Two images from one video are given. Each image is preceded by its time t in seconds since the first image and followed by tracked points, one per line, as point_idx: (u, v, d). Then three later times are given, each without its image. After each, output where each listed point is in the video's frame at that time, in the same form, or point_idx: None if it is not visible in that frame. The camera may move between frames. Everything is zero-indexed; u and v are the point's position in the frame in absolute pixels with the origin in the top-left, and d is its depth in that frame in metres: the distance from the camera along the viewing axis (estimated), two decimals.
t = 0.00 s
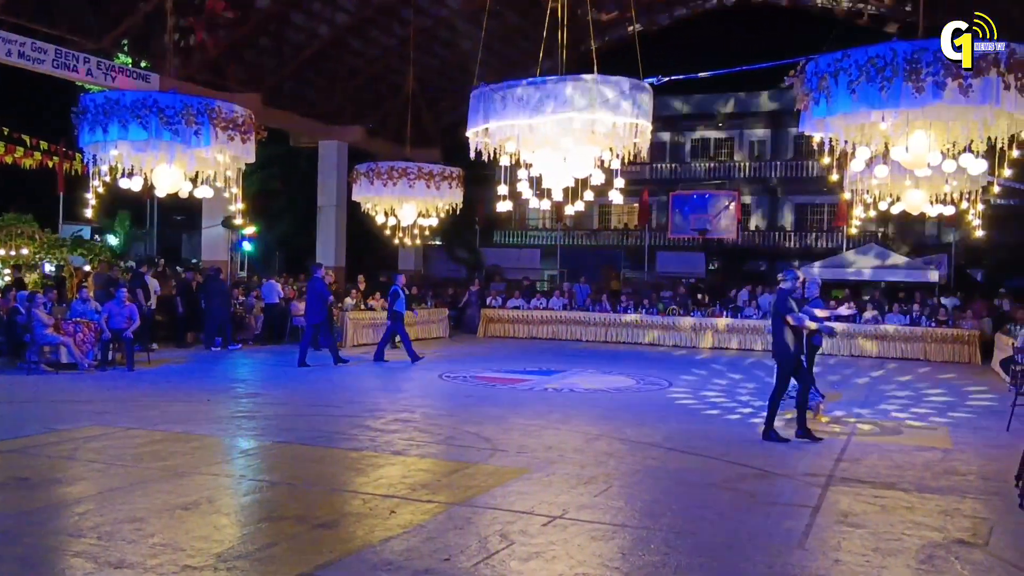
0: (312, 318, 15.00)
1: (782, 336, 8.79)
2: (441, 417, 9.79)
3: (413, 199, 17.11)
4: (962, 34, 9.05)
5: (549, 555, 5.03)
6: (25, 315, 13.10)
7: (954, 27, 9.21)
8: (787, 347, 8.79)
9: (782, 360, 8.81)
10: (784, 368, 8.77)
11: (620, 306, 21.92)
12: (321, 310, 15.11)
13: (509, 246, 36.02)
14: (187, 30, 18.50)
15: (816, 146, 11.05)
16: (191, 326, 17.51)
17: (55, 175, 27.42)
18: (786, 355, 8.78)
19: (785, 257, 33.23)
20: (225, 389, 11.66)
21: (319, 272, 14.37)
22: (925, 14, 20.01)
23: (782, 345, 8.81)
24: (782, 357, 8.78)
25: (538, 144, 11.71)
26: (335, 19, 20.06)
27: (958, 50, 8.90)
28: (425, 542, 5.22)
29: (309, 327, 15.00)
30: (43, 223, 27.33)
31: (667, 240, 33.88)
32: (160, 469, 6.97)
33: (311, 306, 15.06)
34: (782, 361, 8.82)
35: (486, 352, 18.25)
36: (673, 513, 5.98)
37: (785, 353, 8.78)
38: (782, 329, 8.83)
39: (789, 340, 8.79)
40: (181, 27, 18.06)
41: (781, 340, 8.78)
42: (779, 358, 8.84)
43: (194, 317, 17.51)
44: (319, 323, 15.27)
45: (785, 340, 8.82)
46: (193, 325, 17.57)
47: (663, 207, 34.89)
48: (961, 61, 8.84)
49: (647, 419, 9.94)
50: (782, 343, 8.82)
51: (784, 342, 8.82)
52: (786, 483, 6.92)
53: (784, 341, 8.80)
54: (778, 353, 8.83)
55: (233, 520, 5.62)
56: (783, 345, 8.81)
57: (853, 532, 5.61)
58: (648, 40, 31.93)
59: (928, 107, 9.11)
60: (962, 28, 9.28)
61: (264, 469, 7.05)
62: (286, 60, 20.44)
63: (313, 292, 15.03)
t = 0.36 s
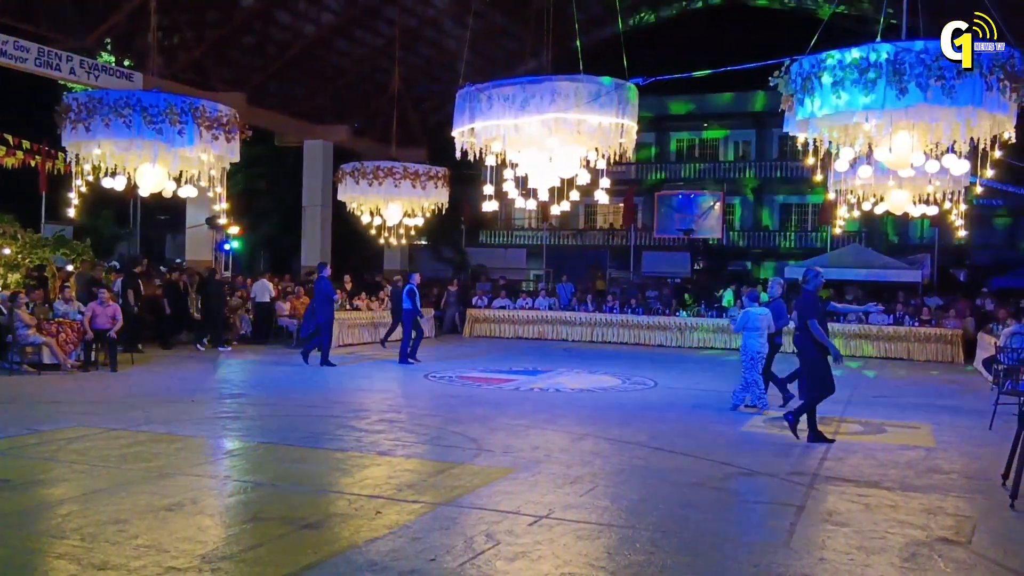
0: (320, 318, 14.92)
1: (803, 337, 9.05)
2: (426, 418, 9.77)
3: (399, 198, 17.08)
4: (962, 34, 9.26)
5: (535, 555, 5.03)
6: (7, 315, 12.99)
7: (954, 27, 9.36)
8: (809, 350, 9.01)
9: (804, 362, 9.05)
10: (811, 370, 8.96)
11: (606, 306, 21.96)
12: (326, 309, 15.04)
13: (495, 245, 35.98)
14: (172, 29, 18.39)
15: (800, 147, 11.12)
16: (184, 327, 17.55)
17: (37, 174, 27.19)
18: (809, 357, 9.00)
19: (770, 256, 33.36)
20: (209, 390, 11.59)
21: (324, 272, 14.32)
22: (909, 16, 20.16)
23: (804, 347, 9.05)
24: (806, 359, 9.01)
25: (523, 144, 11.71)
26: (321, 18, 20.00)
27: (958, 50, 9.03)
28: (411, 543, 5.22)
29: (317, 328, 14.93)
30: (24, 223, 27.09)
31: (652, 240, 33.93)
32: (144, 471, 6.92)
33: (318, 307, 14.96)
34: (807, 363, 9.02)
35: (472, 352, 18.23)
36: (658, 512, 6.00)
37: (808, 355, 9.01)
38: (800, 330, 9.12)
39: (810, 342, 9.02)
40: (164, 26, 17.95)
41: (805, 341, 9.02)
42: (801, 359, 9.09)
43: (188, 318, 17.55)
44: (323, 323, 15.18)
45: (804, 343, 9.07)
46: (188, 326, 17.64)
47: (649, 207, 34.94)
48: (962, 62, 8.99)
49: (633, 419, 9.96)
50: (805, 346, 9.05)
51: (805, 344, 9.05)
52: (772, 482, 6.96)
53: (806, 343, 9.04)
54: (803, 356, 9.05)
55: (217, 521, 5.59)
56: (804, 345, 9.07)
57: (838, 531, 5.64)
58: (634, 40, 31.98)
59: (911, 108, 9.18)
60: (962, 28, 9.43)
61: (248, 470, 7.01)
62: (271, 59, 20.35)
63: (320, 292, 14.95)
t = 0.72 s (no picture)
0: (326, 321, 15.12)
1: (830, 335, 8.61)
2: (416, 418, 9.75)
3: (388, 198, 17.06)
4: (962, 36, 9.35)
5: (525, 555, 5.03)
6: None
7: (954, 26, 9.48)
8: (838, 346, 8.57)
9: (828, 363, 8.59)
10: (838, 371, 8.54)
11: (595, 306, 21.97)
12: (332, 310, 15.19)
13: (484, 246, 35.95)
14: (160, 28, 18.31)
15: (789, 147, 11.16)
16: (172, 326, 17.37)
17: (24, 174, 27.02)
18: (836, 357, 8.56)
19: (759, 256, 33.44)
20: (197, 391, 11.53)
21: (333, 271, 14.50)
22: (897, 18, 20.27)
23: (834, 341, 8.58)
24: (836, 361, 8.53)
25: (513, 144, 11.71)
26: (310, 17, 19.96)
27: (958, 51, 9.11)
28: (400, 543, 5.21)
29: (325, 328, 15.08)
30: (11, 223, 26.91)
31: (642, 240, 33.95)
32: (132, 472, 6.88)
33: (325, 308, 15.15)
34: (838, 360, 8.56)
35: (461, 352, 18.22)
36: (648, 511, 6.00)
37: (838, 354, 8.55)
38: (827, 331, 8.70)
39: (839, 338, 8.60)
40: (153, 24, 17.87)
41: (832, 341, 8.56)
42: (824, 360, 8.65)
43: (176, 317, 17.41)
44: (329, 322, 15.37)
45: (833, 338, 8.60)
46: (179, 325, 17.54)
47: (639, 208, 34.97)
48: (961, 62, 9.07)
49: (622, 419, 9.96)
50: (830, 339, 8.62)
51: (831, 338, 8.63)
52: (761, 482, 6.97)
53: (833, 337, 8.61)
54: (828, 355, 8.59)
55: (206, 522, 5.57)
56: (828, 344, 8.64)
57: (826, 529, 5.66)
58: (624, 40, 32.02)
59: (900, 108, 9.22)
60: (961, 29, 9.52)
61: (236, 471, 6.98)
62: (260, 58, 20.30)
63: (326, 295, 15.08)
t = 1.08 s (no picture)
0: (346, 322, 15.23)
1: (862, 332, 8.44)
2: (409, 418, 9.74)
3: (381, 198, 17.02)
4: (962, 35, 9.38)
5: (518, 555, 5.03)
6: None
7: (954, 27, 9.47)
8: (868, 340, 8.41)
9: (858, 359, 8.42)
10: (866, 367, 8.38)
11: (589, 306, 21.98)
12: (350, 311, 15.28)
13: (477, 245, 35.93)
14: (152, 27, 18.26)
15: (782, 147, 11.17)
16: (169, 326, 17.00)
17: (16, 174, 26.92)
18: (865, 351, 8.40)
19: (752, 256, 33.51)
20: (191, 391, 11.50)
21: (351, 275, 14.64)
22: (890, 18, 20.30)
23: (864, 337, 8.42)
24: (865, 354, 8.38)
25: (506, 144, 11.70)
26: (303, 17, 19.93)
27: (958, 50, 9.12)
28: (394, 543, 5.20)
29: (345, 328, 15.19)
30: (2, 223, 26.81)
31: (635, 240, 33.98)
32: (125, 472, 6.86)
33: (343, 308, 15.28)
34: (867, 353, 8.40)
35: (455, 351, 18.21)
36: (641, 511, 6.00)
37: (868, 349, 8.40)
38: (853, 330, 8.55)
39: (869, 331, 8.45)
40: (145, 23, 17.83)
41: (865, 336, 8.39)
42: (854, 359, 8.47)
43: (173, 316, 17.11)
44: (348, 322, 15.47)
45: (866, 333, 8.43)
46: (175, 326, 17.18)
47: (632, 207, 35.01)
48: (962, 62, 9.09)
49: (615, 419, 9.97)
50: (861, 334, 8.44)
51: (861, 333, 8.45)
52: (754, 481, 6.98)
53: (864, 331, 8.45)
54: (858, 353, 8.43)
55: (199, 522, 5.55)
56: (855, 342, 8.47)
57: (819, 529, 5.67)
58: (617, 40, 32.02)
59: (891, 108, 9.25)
60: (961, 29, 9.54)
61: (230, 471, 6.96)
62: (253, 58, 20.26)
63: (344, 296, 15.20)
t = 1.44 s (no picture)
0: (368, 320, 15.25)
1: (886, 338, 8.47)
2: (406, 418, 9.74)
3: (379, 198, 17.03)
4: (962, 35, 9.41)
5: (516, 555, 5.02)
6: None
7: (954, 27, 9.54)
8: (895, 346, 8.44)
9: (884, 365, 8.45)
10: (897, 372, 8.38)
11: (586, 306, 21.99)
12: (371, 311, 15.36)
13: (475, 246, 35.91)
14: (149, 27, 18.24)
15: (780, 147, 11.17)
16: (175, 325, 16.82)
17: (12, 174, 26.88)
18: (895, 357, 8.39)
19: (749, 256, 33.55)
20: (187, 391, 11.49)
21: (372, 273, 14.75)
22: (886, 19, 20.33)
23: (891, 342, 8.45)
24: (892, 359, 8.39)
25: (504, 144, 11.69)
26: (301, 16, 19.93)
27: (958, 50, 9.16)
28: (391, 543, 5.20)
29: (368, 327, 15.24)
30: None
31: (633, 240, 33.99)
32: (122, 472, 6.86)
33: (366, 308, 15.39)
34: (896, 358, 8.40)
35: (452, 352, 18.21)
36: (638, 511, 6.00)
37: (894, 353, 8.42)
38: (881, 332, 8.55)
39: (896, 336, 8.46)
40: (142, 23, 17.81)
41: (891, 343, 8.39)
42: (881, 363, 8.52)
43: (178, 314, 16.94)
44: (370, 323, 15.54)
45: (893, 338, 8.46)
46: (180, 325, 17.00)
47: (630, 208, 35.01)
48: (961, 62, 9.12)
49: (612, 419, 9.97)
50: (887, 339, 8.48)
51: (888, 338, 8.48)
52: (751, 481, 6.99)
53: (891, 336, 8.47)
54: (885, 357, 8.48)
55: (196, 523, 5.55)
56: (881, 346, 8.56)
57: (816, 529, 5.67)
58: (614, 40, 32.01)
59: (888, 108, 9.26)
60: (961, 28, 9.57)
61: (227, 471, 6.96)
62: (251, 58, 20.26)
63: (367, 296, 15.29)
